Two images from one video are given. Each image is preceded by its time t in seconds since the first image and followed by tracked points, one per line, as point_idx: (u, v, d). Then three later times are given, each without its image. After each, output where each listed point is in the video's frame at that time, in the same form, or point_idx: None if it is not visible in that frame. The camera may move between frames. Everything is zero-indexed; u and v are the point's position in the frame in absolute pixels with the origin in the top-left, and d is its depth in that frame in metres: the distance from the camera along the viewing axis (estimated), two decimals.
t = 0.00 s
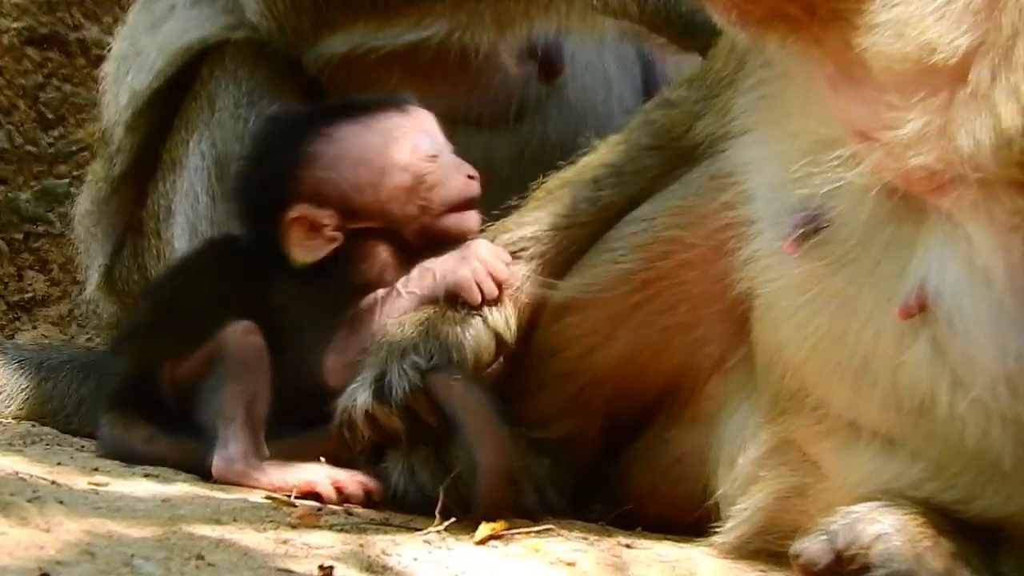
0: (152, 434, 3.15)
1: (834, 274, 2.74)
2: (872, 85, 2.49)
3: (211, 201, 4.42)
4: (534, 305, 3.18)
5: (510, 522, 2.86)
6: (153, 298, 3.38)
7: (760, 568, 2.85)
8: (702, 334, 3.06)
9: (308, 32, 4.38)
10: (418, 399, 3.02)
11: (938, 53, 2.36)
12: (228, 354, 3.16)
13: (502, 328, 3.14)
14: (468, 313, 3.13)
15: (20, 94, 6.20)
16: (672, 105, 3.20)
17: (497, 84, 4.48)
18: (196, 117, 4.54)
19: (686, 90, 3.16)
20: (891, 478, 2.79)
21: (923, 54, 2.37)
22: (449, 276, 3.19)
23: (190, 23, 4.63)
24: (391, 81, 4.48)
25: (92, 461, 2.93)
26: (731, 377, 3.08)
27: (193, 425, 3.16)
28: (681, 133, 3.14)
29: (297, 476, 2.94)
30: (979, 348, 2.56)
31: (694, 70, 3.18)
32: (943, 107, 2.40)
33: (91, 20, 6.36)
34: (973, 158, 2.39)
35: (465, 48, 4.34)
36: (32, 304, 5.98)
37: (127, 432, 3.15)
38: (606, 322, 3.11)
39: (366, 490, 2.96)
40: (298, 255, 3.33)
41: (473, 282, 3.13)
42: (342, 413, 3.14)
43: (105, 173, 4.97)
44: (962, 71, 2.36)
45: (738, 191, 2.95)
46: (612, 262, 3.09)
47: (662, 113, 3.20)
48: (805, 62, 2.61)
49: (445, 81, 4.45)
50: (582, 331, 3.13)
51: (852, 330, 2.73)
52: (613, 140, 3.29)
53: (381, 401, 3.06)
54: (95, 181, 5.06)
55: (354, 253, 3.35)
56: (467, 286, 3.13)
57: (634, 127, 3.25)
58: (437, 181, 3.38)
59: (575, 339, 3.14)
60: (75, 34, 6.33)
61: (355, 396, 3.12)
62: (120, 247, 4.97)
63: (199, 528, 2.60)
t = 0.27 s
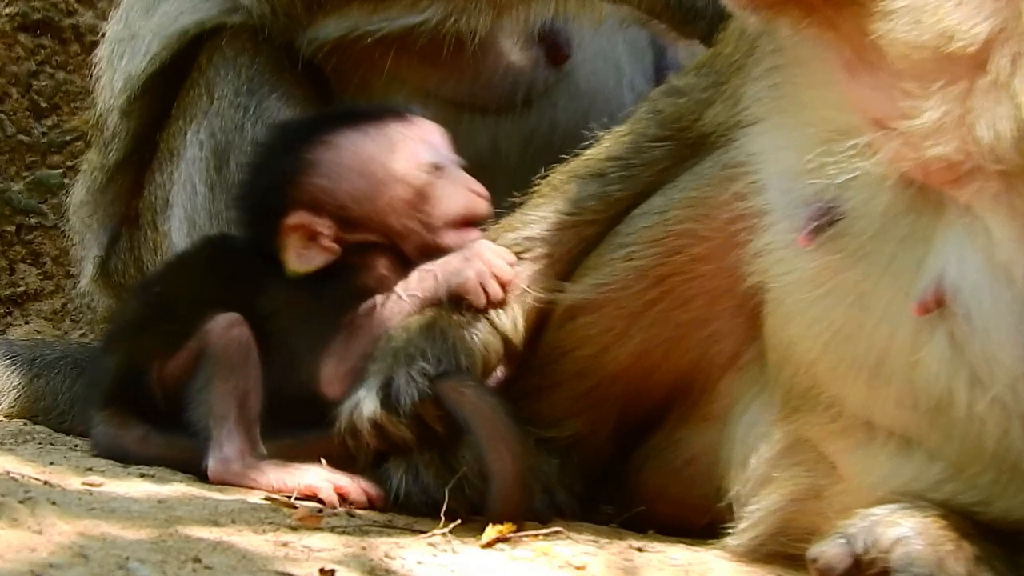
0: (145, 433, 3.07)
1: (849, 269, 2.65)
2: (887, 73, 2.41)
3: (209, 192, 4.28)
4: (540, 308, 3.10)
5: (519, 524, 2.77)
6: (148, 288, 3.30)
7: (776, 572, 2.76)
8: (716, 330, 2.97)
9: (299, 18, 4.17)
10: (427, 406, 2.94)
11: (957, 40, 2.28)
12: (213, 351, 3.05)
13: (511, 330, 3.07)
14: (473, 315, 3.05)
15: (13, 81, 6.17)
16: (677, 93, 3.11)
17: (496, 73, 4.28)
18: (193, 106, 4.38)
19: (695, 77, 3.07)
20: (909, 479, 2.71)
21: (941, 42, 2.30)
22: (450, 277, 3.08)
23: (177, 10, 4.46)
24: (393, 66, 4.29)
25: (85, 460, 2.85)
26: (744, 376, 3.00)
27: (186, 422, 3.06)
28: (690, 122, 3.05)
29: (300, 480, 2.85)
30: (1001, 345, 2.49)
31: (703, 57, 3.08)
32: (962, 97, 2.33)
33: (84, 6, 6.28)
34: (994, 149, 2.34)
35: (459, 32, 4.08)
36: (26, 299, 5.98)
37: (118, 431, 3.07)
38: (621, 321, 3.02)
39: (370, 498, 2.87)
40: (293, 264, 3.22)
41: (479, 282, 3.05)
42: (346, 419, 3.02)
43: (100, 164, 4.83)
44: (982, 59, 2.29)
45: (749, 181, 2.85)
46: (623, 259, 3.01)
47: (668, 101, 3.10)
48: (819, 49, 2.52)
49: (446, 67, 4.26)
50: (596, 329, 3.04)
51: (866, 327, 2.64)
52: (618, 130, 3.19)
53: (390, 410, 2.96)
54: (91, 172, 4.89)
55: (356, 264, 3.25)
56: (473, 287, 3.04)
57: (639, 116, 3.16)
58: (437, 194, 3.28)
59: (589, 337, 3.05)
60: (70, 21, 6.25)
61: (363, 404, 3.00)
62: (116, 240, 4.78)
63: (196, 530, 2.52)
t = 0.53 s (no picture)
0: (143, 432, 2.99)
1: (861, 266, 2.57)
2: (900, 64, 2.33)
3: (202, 188, 3.93)
4: (545, 315, 2.99)
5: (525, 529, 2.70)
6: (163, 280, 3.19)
7: None
8: (726, 329, 2.89)
9: None
10: (434, 419, 2.84)
11: (972, 30, 2.21)
12: (217, 350, 2.95)
13: (519, 339, 2.95)
14: (483, 326, 2.92)
15: None
16: (685, 88, 2.98)
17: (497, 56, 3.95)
18: (186, 96, 3.98)
19: (700, 72, 2.96)
20: (924, 484, 2.63)
21: (955, 32, 2.23)
22: (461, 286, 2.95)
23: None
24: (389, 53, 3.97)
25: (77, 461, 2.79)
26: (755, 375, 2.92)
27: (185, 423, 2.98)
28: (700, 118, 2.93)
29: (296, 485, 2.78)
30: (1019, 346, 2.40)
31: (707, 51, 2.98)
32: (977, 89, 2.26)
33: None
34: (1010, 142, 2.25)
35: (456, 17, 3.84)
36: (12, 296, 5.47)
37: (116, 427, 3.01)
38: (628, 322, 2.93)
39: (372, 507, 2.80)
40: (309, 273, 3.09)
41: (491, 292, 2.91)
42: (346, 431, 2.91)
43: (93, 154, 4.33)
44: (998, 50, 2.22)
45: (758, 175, 2.77)
46: (629, 259, 2.92)
47: (676, 98, 2.98)
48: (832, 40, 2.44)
49: (446, 48, 3.93)
50: (604, 330, 2.95)
51: (880, 325, 2.56)
52: (621, 131, 3.05)
53: (395, 424, 2.86)
54: (83, 159, 4.40)
55: (373, 276, 3.11)
56: (485, 296, 2.91)
57: (643, 115, 3.03)
58: (465, 217, 3.15)
59: (596, 339, 2.96)
60: (59, 8, 5.58)
61: (366, 417, 2.89)
62: (107, 232, 4.35)
63: (190, 533, 2.44)
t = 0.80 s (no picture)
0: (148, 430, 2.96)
1: (877, 262, 2.51)
2: (917, 54, 2.27)
3: (204, 181, 3.89)
4: (552, 312, 2.92)
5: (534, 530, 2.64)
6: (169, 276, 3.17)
7: None
8: (740, 326, 2.83)
9: None
10: (437, 417, 2.80)
11: (990, 20, 2.18)
12: (213, 344, 2.93)
13: (523, 337, 2.89)
14: (485, 322, 2.87)
15: None
16: (695, 79, 2.92)
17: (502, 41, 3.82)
18: (186, 89, 3.92)
19: (712, 63, 2.89)
20: (941, 484, 2.58)
21: (973, 23, 2.19)
22: (463, 282, 2.90)
23: None
24: (393, 37, 3.87)
25: (79, 460, 2.74)
26: (770, 374, 2.87)
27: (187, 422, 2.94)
28: (711, 110, 2.87)
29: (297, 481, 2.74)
30: None
31: (717, 42, 2.92)
32: (995, 81, 2.23)
33: None
34: None
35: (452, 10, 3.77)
36: (11, 291, 5.29)
37: (118, 430, 2.96)
38: (640, 320, 2.88)
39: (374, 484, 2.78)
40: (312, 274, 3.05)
41: (493, 289, 2.86)
42: (348, 430, 2.87)
43: (93, 143, 4.28)
44: (1016, 40, 2.19)
45: (773, 169, 2.71)
46: (641, 255, 2.86)
47: (687, 88, 2.91)
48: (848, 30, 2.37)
49: (450, 32, 3.82)
50: (615, 328, 2.90)
51: (897, 322, 2.51)
52: (631, 122, 3.00)
53: (397, 422, 2.82)
54: (83, 151, 4.35)
55: (380, 272, 3.05)
56: (486, 294, 2.86)
57: (652, 107, 2.97)
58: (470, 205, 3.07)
59: (608, 337, 2.91)
60: None
61: (369, 415, 2.85)
62: (108, 225, 4.30)
63: (194, 534, 2.40)
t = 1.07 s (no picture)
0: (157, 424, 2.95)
1: (882, 261, 2.50)
2: (924, 51, 2.25)
3: (206, 180, 3.87)
4: (554, 312, 2.90)
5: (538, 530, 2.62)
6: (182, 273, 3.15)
7: None
8: (744, 325, 2.82)
9: None
10: (436, 415, 2.79)
11: (998, 16, 2.16)
12: (240, 346, 2.89)
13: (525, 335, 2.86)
14: (486, 322, 2.86)
15: None
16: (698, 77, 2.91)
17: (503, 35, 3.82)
18: (187, 86, 3.90)
19: (716, 61, 2.87)
20: (946, 484, 2.56)
21: (980, 18, 2.17)
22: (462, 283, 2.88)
23: None
24: (392, 32, 3.86)
25: (80, 460, 2.73)
26: (775, 373, 2.86)
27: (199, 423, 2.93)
28: (714, 108, 2.85)
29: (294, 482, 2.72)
30: None
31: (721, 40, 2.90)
32: (1002, 77, 2.21)
33: None
34: None
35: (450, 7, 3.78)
36: (11, 291, 5.31)
37: (124, 426, 2.94)
38: (645, 319, 2.86)
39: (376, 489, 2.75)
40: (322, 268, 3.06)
41: (492, 291, 2.84)
42: (349, 428, 2.86)
43: (93, 141, 4.26)
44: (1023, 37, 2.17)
45: (778, 167, 2.69)
46: (646, 255, 2.83)
47: (689, 86, 2.90)
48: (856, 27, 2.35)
49: (450, 25, 3.82)
50: (620, 328, 2.88)
51: (902, 321, 2.49)
52: (634, 121, 2.97)
53: (397, 420, 2.81)
54: (84, 149, 4.33)
55: (393, 259, 3.05)
56: (485, 295, 2.84)
57: (656, 105, 2.95)
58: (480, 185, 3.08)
59: (612, 337, 2.89)
60: None
61: (369, 413, 2.84)
62: (109, 224, 4.26)
63: (196, 534, 2.39)
